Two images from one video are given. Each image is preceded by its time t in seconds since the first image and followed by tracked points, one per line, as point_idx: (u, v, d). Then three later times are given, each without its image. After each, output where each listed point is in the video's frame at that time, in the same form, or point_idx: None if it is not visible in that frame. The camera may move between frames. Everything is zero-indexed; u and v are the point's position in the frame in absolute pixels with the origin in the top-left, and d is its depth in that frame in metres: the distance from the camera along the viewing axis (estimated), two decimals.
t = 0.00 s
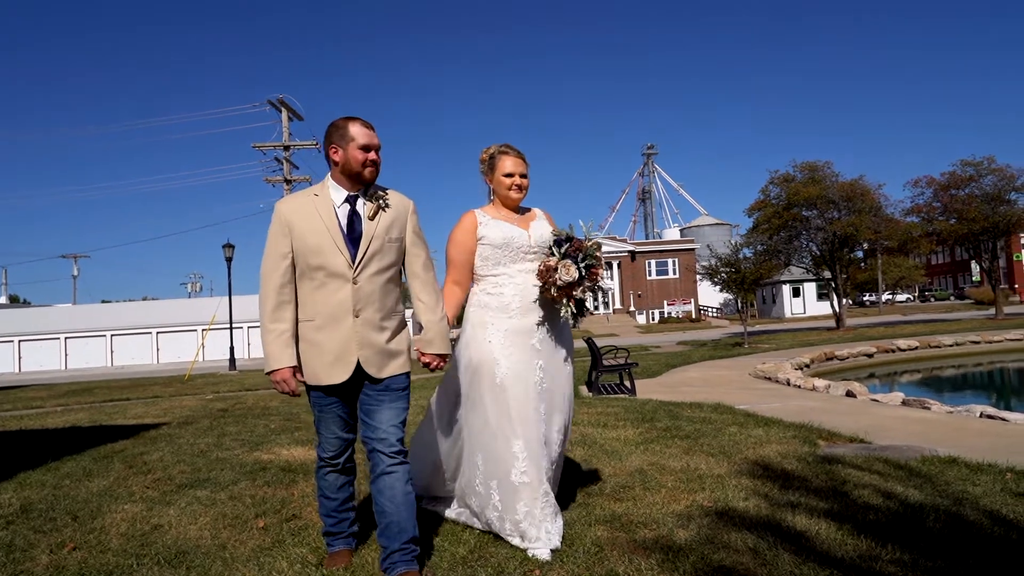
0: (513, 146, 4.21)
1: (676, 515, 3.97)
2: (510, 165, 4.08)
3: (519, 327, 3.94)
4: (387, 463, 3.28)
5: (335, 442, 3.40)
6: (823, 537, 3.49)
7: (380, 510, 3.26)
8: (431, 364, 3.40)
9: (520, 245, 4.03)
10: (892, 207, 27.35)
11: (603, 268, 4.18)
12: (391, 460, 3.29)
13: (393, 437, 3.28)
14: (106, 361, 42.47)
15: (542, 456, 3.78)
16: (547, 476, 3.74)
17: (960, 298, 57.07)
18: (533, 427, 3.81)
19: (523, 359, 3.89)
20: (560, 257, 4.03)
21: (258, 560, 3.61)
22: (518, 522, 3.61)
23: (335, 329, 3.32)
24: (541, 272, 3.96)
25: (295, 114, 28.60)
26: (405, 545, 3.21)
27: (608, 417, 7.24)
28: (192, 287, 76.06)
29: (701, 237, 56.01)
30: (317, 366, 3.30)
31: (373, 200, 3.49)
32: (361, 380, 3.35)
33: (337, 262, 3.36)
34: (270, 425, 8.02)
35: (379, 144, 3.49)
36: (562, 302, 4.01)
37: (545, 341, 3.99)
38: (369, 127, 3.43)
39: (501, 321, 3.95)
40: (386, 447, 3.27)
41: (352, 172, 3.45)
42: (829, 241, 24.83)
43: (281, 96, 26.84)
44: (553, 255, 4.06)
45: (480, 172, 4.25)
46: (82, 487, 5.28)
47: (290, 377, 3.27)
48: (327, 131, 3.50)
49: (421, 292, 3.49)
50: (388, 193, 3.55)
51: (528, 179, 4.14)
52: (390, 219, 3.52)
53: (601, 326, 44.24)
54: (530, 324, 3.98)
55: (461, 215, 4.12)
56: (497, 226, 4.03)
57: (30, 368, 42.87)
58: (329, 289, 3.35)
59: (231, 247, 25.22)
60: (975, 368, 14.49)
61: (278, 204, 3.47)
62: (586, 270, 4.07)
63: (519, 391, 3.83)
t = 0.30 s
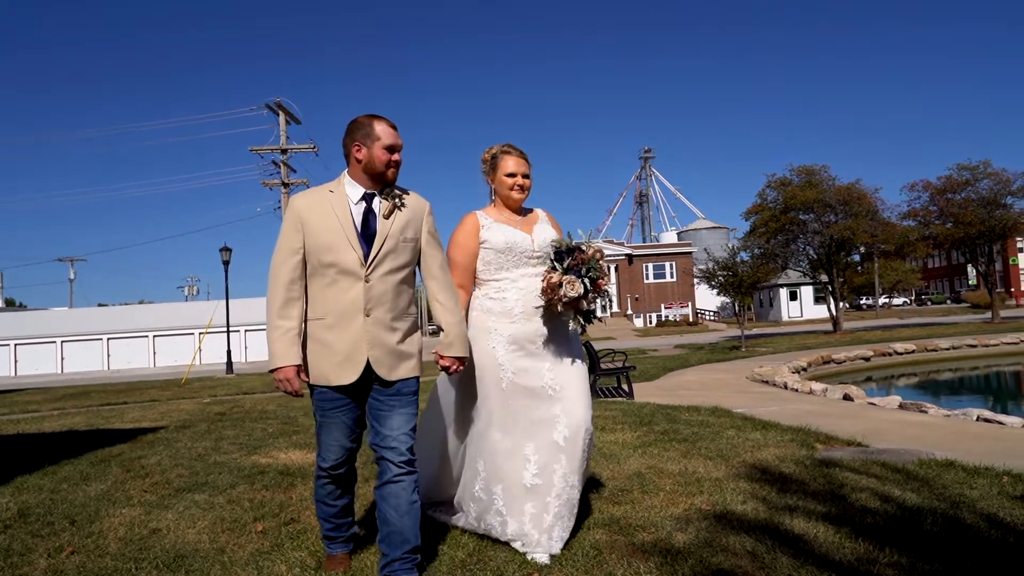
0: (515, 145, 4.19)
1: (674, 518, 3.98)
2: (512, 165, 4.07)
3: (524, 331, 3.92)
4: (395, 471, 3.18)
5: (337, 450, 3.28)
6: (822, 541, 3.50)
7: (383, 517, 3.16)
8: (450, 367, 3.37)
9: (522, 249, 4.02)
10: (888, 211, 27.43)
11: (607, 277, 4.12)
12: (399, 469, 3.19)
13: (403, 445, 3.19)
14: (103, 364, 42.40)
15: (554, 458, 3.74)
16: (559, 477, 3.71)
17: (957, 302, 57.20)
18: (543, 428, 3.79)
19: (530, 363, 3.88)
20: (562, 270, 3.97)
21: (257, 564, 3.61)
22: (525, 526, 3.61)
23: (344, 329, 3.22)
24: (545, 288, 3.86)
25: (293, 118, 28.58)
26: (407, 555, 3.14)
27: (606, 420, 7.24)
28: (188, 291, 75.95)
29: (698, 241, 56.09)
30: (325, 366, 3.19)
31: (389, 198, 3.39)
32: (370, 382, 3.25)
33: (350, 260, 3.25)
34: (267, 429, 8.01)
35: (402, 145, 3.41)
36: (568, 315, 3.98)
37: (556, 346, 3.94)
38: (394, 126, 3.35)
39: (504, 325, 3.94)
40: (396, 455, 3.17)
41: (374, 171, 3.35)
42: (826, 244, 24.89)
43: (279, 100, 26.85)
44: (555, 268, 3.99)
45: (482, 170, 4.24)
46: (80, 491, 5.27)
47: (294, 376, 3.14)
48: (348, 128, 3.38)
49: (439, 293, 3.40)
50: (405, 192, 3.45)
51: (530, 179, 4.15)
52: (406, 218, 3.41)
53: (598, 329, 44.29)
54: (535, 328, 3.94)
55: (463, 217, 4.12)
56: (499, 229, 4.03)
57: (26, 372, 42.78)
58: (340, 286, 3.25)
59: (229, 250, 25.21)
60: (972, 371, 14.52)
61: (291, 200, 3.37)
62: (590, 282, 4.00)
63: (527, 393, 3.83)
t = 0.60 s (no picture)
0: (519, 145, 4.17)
1: (674, 521, 3.99)
2: (516, 166, 4.06)
3: (528, 331, 3.95)
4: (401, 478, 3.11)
5: (343, 452, 3.03)
6: (821, 543, 3.51)
7: (385, 522, 3.11)
8: (468, 367, 3.23)
9: (526, 251, 4.01)
10: (886, 213, 27.48)
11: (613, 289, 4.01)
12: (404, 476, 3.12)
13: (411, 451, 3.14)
14: (100, 368, 42.32)
15: (569, 454, 3.66)
16: (574, 474, 3.60)
17: (954, 304, 57.27)
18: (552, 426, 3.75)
19: (535, 363, 3.90)
20: (568, 282, 3.93)
21: (257, 567, 3.61)
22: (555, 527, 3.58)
23: (353, 326, 3.08)
24: (550, 300, 3.85)
25: (290, 121, 28.56)
26: (407, 559, 3.07)
27: (604, 423, 7.24)
28: (186, 293, 75.84)
29: (696, 244, 56.16)
30: (331, 363, 3.04)
31: (401, 196, 3.27)
32: (378, 383, 3.11)
33: (360, 255, 3.13)
34: (266, 432, 8.01)
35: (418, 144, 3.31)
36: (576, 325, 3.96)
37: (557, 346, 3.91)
38: (411, 123, 3.25)
39: (507, 327, 3.98)
40: (402, 462, 3.10)
41: (389, 168, 3.25)
42: (824, 247, 24.92)
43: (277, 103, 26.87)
44: (560, 281, 3.96)
45: (485, 171, 4.23)
46: (79, 495, 5.26)
47: (303, 370, 2.95)
48: (362, 123, 3.28)
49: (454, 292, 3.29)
50: (418, 190, 3.34)
51: (534, 180, 4.14)
52: (419, 215, 3.29)
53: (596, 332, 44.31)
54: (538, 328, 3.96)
55: (467, 218, 4.11)
56: (502, 231, 4.01)
57: (23, 375, 42.70)
58: (349, 282, 3.11)
59: (226, 253, 25.21)
60: (970, 374, 14.55)
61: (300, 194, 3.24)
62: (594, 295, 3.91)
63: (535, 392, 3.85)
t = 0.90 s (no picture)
0: (524, 143, 4.12)
1: (672, 522, 3.99)
2: (521, 165, 4.00)
3: (530, 334, 3.82)
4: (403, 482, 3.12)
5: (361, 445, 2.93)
6: (819, 543, 3.52)
7: (386, 523, 3.11)
8: (474, 365, 3.21)
9: (531, 253, 3.96)
10: (882, 215, 27.53)
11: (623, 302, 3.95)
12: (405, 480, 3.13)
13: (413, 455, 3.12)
14: (97, 370, 42.20)
15: (569, 460, 3.48)
16: (574, 481, 3.41)
17: (950, 305, 57.42)
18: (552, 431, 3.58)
19: (538, 367, 3.77)
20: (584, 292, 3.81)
21: (256, 570, 3.60)
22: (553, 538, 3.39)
23: (359, 323, 3.01)
24: (563, 311, 3.73)
25: (287, 122, 28.49)
26: (407, 559, 3.08)
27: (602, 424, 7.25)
28: (182, 296, 75.73)
29: (693, 245, 56.24)
30: (336, 360, 2.95)
31: (407, 192, 3.23)
32: (383, 382, 3.04)
33: (367, 252, 3.07)
34: (264, 434, 8.00)
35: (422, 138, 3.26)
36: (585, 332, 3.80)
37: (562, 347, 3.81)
38: (417, 119, 3.20)
39: (510, 330, 3.87)
40: (402, 465, 3.10)
41: (395, 165, 3.20)
42: (820, 248, 24.97)
43: (274, 106, 26.87)
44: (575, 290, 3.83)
45: (490, 169, 4.19)
46: (76, 498, 5.26)
47: (308, 368, 2.89)
48: (367, 118, 3.21)
49: (460, 288, 3.27)
50: (424, 186, 3.29)
51: (540, 179, 4.09)
52: (425, 212, 3.24)
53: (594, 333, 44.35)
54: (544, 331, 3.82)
55: (470, 219, 4.06)
56: (507, 232, 3.97)
57: (19, 378, 42.54)
58: (355, 280, 3.04)
59: (223, 255, 25.18)
60: (966, 374, 14.59)
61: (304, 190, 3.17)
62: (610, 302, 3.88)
63: (536, 397, 3.70)
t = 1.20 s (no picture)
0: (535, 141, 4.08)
1: (670, 521, 4.00)
2: (531, 162, 3.96)
3: (537, 339, 3.75)
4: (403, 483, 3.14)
5: (373, 439, 2.87)
6: (817, 542, 3.53)
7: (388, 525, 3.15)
8: (470, 368, 3.18)
9: (538, 251, 3.86)
10: (878, 214, 27.60)
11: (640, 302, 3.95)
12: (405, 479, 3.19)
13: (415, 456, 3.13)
14: (92, 371, 42.09)
15: (571, 475, 3.41)
16: (577, 498, 3.34)
17: (946, 304, 57.58)
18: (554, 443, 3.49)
19: (543, 374, 3.70)
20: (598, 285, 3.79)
21: (254, 569, 3.60)
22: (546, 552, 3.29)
23: (363, 324, 2.95)
24: (576, 305, 3.69)
25: (284, 122, 28.44)
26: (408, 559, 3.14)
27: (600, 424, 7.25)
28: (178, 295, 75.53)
29: (690, 244, 56.32)
30: (339, 363, 2.89)
31: (410, 190, 3.18)
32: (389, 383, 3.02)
33: (372, 252, 3.00)
34: (261, 434, 7.99)
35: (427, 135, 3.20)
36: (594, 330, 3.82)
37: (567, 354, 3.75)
38: (422, 115, 3.13)
39: (517, 332, 3.80)
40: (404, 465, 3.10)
41: (398, 161, 3.14)
42: (817, 247, 25.02)
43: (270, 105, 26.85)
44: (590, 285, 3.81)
45: (501, 168, 4.14)
46: (73, 498, 5.25)
47: (311, 374, 2.81)
48: (371, 113, 3.13)
49: (460, 288, 3.24)
50: (426, 184, 3.25)
51: (550, 177, 4.03)
52: (428, 211, 3.20)
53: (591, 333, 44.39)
54: (549, 336, 3.75)
55: (479, 217, 4.00)
56: (514, 231, 3.88)
57: (15, 378, 42.41)
58: (359, 280, 2.97)
59: (220, 255, 25.13)
60: (962, 373, 14.62)
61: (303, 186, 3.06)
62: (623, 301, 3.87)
63: (541, 406, 3.63)
